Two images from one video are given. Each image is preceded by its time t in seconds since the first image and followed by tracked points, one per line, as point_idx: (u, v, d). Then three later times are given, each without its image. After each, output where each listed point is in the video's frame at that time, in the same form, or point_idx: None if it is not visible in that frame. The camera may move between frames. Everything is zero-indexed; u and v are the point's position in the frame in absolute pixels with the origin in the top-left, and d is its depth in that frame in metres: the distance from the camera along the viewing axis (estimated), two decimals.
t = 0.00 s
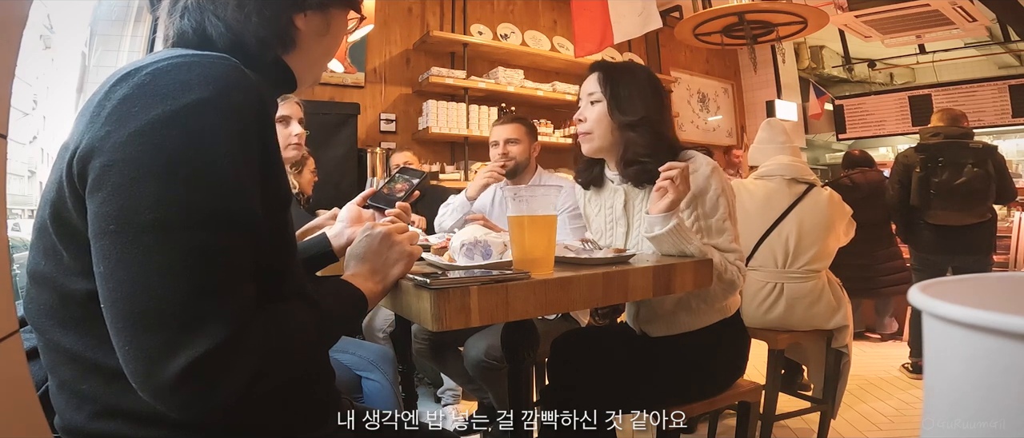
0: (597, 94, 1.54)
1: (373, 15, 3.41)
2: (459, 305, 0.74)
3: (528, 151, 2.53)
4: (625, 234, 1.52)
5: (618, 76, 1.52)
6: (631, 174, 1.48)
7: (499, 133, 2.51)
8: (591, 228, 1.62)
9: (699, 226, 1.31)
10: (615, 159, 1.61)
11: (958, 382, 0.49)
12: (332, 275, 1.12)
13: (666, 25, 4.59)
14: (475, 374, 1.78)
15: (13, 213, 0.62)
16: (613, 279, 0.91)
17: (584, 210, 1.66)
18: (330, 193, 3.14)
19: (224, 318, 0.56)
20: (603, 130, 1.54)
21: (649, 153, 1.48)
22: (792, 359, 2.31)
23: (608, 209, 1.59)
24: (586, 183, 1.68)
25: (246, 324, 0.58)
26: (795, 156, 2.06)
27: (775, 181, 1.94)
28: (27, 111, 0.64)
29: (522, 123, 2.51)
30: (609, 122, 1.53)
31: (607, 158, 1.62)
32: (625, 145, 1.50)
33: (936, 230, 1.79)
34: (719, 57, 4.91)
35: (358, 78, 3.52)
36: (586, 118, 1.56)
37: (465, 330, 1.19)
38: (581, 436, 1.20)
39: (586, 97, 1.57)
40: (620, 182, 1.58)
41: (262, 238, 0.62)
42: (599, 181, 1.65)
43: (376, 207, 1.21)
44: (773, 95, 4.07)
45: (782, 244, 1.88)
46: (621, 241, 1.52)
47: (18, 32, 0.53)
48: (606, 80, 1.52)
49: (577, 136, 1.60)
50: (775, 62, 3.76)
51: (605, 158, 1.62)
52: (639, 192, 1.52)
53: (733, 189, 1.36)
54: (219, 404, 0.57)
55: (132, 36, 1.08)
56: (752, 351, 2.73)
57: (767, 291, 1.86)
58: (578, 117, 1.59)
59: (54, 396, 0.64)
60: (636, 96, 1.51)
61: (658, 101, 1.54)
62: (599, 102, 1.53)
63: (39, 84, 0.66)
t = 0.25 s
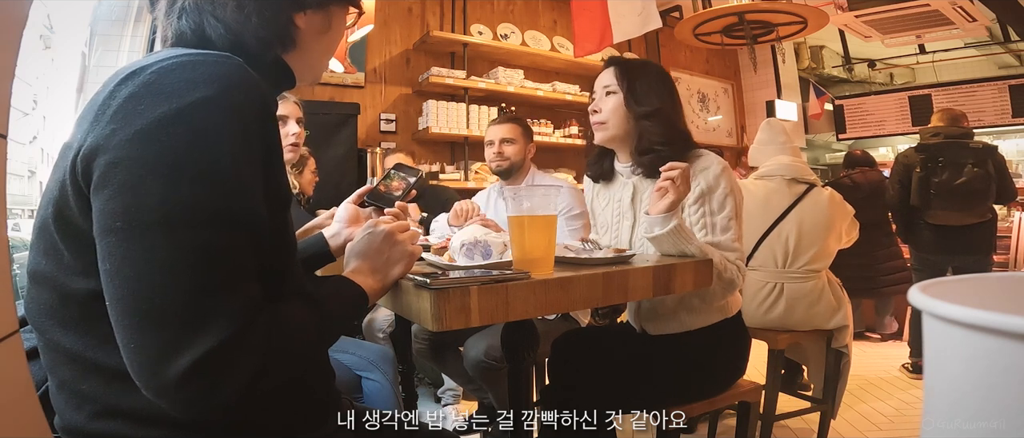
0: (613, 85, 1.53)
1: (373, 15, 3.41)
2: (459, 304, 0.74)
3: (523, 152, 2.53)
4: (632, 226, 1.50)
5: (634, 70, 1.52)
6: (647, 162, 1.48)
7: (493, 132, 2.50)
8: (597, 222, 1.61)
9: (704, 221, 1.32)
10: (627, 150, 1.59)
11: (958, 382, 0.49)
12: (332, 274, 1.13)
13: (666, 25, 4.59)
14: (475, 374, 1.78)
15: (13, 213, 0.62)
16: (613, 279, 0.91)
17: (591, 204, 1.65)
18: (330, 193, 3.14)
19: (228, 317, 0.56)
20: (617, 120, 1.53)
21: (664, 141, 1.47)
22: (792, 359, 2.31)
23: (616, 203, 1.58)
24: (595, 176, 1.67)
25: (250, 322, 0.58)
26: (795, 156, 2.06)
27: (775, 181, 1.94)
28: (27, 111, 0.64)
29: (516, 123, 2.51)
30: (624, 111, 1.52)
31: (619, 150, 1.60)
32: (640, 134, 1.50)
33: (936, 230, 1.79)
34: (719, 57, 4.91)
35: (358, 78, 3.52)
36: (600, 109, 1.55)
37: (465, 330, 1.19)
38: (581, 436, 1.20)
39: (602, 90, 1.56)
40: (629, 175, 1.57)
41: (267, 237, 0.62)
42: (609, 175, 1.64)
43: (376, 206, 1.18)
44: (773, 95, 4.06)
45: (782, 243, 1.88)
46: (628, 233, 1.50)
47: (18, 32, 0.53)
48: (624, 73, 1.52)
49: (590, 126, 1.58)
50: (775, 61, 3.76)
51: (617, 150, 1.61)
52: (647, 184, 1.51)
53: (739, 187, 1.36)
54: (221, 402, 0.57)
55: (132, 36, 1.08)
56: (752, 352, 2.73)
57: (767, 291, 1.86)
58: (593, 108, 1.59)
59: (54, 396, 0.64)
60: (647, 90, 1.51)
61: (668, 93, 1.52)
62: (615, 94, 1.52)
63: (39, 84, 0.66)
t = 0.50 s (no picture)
0: (626, 81, 1.50)
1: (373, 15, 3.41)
2: (459, 304, 0.74)
3: (518, 152, 2.52)
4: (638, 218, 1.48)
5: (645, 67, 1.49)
6: (660, 154, 1.46)
7: (489, 130, 2.50)
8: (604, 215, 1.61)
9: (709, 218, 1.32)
10: (639, 144, 1.57)
11: (958, 382, 0.49)
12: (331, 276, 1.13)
13: (666, 25, 4.59)
14: (475, 375, 1.77)
15: (13, 213, 0.62)
16: (613, 279, 0.91)
17: (599, 199, 1.65)
18: (330, 193, 3.14)
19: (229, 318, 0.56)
20: (630, 116, 1.50)
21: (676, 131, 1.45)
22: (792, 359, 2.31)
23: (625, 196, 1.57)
24: (606, 170, 1.66)
25: (250, 323, 0.58)
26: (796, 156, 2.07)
27: (776, 181, 1.95)
28: (27, 111, 0.64)
29: (512, 122, 2.52)
30: (637, 107, 1.49)
31: (631, 144, 1.58)
32: (652, 128, 1.48)
33: (936, 230, 1.79)
34: (719, 57, 4.91)
35: (358, 78, 3.52)
36: (612, 105, 1.52)
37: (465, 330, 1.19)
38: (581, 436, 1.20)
39: (613, 86, 1.53)
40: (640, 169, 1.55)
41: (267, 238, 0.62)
42: (620, 169, 1.63)
43: (372, 209, 1.17)
44: (773, 95, 4.06)
45: (782, 244, 1.88)
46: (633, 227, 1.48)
47: (18, 32, 0.53)
48: (636, 71, 1.49)
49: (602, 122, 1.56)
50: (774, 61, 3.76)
51: (629, 144, 1.58)
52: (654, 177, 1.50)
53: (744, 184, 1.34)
54: (221, 402, 0.57)
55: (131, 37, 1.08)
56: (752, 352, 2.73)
57: (768, 291, 1.86)
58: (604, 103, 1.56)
59: (54, 396, 0.65)
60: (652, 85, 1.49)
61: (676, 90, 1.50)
62: (627, 90, 1.49)
63: (39, 84, 0.66)
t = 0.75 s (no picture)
0: (632, 82, 1.49)
1: (373, 15, 3.41)
2: (459, 304, 0.74)
3: (517, 151, 2.52)
4: (641, 214, 1.48)
5: (651, 66, 1.49)
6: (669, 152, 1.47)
7: (487, 130, 2.50)
8: (609, 213, 1.60)
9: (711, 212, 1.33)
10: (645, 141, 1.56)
11: (958, 382, 0.49)
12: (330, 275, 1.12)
13: (666, 25, 4.59)
14: (475, 375, 1.77)
15: (13, 213, 0.62)
16: (613, 280, 0.91)
17: (604, 196, 1.64)
18: (330, 193, 3.14)
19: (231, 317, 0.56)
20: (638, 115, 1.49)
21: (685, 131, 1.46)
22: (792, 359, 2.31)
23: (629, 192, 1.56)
24: (612, 168, 1.65)
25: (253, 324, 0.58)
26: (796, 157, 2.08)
27: (776, 182, 1.96)
28: (27, 111, 0.64)
29: (512, 122, 2.52)
30: (646, 107, 1.48)
31: (637, 142, 1.56)
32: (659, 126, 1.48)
33: (936, 230, 1.79)
34: (719, 57, 4.91)
35: (358, 78, 3.52)
36: (620, 105, 1.51)
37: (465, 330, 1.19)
38: (581, 436, 1.20)
39: (619, 86, 1.51)
40: (642, 166, 1.54)
41: (265, 236, 0.62)
42: (625, 167, 1.62)
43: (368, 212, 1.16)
44: (773, 95, 4.06)
45: (783, 243, 1.88)
46: (636, 224, 1.47)
47: (18, 32, 0.53)
48: (642, 70, 1.48)
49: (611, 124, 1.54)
50: (774, 61, 3.76)
51: (635, 142, 1.57)
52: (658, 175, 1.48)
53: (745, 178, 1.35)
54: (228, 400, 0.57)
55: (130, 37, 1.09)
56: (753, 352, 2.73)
57: (768, 291, 1.85)
58: (611, 104, 1.54)
59: (54, 396, 0.65)
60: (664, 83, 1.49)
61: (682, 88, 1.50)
62: (634, 90, 1.48)
63: (39, 84, 0.66)
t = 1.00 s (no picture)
0: (637, 82, 1.48)
1: (373, 15, 3.41)
2: (460, 304, 0.74)
3: (518, 152, 2.52)
4: (642, 211, 1.48)
5: (654, 67, 1.49)
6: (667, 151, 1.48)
7: (488, 130, 2.50)
8: (609, 212, 1.60)
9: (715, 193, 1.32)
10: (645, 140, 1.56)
11: (958, 381, 0.49)
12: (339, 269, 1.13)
13: (666, 25, 4.59)
14: (475, 375, 1.77)
15: (13, 213, 0.62)
16: (613, 279, 0.91)
17: (605, 196, 1.63)
18: (330, 193, 3.14)
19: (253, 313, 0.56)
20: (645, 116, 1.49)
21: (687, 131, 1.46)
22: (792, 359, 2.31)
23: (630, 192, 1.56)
24: (612, 167, 1.64)
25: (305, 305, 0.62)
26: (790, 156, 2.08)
27: (775, 182, 1.96)
28: (27, 111, 0.64)
29: (512, 122, 2.52)
30: (651, 108, 1.49)
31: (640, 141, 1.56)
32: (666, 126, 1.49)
33: (936, 230, 1.79)
34: (719, 57, 4.92)
35: (358, 78, 3.52)
36: (625, 105, 1.50)
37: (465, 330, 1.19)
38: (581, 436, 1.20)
39: (622, 87, 1.51)
40: (643, 164, 1.54)
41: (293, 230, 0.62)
42: (626, 166, 1.61)
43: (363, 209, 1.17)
44: (773, 95, 4.06)
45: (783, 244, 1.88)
46: (637, 220, 1.48)
47: (18, 32, 0.53)
48: (645, 70, 1.48)
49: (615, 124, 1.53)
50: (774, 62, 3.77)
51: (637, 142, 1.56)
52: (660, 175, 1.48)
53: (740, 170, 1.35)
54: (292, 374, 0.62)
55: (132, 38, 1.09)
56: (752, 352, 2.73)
57: (768, 291, 1.85)
58: (614, 105, 1.53)
59: (53, 396, 0.65)
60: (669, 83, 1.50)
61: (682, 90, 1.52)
62: (639, 91, 1.48)
63: (39, 84, 0.66)
